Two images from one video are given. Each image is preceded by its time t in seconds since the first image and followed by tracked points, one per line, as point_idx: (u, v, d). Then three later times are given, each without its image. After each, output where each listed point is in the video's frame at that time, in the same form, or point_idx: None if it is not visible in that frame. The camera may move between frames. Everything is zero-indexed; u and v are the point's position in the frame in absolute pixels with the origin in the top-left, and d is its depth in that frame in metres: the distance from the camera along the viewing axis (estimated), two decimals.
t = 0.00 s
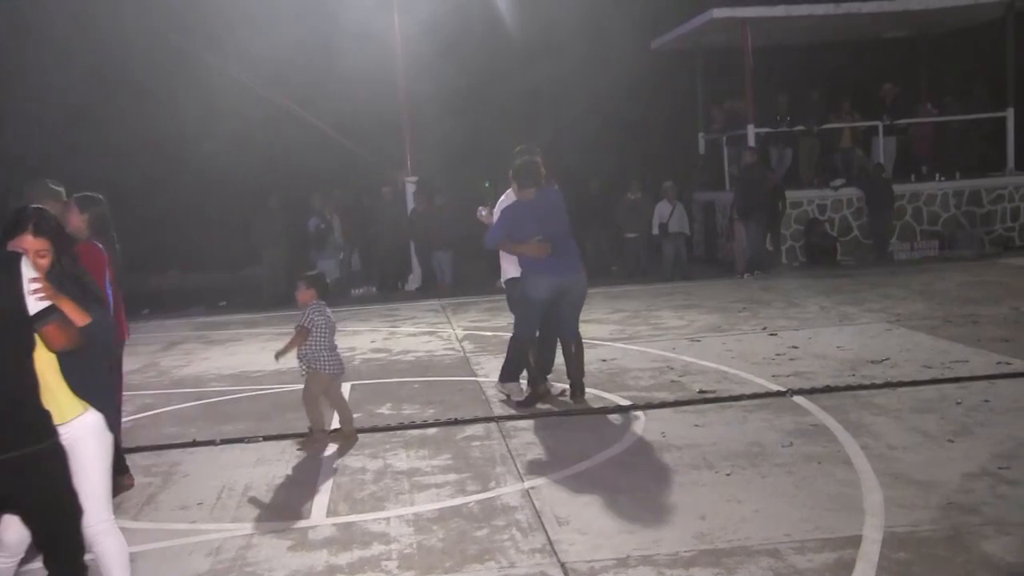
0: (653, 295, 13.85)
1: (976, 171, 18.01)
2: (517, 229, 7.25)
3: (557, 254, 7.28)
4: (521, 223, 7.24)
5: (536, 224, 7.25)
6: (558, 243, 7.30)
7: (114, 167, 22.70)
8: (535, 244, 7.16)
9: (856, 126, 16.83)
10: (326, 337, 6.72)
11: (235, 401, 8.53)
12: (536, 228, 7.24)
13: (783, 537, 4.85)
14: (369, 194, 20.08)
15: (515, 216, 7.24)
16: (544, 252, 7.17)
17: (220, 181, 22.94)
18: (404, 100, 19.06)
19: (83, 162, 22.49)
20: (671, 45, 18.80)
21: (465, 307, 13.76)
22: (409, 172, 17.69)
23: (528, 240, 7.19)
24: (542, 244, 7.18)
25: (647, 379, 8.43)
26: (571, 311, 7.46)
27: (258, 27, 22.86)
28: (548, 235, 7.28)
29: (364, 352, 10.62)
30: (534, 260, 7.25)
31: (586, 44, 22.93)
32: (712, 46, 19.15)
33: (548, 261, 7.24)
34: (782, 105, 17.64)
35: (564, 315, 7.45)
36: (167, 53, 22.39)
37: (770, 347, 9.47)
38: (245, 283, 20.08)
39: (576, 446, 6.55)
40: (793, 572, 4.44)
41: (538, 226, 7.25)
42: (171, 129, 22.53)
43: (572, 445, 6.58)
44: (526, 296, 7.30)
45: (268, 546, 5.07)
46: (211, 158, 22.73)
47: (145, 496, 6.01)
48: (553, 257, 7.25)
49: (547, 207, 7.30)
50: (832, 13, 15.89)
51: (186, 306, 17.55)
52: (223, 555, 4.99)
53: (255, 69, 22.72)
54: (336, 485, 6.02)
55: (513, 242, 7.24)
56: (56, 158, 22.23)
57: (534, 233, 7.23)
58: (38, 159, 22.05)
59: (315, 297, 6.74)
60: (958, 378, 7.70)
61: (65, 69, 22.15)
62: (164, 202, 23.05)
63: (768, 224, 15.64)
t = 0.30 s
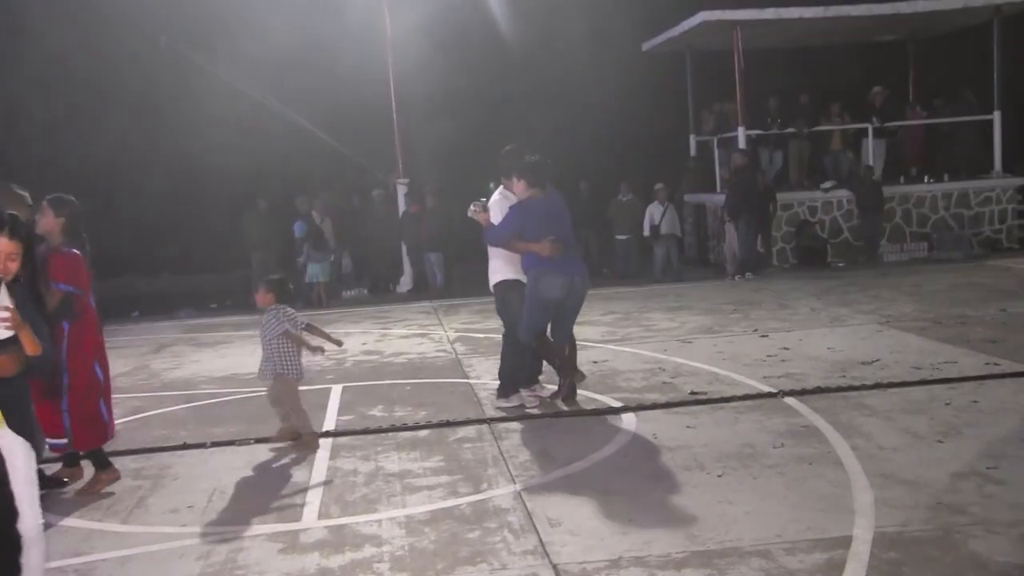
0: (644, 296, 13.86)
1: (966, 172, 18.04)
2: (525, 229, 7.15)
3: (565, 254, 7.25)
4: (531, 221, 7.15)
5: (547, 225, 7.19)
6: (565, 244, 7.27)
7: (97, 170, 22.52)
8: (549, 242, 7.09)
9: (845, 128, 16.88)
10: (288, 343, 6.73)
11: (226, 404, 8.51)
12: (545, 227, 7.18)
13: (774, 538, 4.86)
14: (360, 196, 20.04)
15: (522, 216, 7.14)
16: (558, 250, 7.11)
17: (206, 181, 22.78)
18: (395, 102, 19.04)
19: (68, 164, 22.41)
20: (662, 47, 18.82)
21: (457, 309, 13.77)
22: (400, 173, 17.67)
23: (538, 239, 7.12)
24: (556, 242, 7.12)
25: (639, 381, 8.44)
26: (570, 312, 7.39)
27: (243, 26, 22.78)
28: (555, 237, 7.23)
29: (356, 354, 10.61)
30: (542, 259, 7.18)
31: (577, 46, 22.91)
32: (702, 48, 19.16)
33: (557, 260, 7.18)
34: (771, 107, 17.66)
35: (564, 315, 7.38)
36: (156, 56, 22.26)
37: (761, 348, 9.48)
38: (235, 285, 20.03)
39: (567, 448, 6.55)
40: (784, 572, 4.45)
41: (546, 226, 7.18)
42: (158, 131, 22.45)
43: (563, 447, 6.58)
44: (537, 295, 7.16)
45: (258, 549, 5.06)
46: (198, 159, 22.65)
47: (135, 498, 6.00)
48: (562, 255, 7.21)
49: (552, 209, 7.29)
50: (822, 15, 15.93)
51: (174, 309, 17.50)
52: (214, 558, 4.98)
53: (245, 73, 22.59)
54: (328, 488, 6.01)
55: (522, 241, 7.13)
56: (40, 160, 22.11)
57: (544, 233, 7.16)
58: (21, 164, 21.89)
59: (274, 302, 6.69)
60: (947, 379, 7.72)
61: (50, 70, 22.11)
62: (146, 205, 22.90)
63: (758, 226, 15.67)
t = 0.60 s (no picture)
0: (637, 297, 13.86)
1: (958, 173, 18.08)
2: (522, 225, 7.16)
3: (559, 254, 7.28)
4: (529, 220, 7.18)
5: (542, 224, 7.23)
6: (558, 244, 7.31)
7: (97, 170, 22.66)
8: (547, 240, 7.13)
9: (838, 128, 16.91)
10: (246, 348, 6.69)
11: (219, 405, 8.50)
12: (541, 227, 7.22)
13: (765, 538, 4.87)
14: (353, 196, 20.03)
15: (518, 212, 7.15)
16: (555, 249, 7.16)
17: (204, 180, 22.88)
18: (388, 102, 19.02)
19: (68, 163, 22.48)
20: (654, 48, 18.84)
21: (450, 309, 13.76)
22: (392, 174, 17.66)
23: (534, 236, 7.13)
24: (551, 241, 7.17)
25: (632, 381, 8.45)
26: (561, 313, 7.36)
27: (242, 27, 22.36)
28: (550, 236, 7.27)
29: (348, 354, 10.60)
30: (539, 257, 7.18)
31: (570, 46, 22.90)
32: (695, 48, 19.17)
33: (553, 259, 7.21)
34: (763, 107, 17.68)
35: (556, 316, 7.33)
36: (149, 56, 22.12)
37: (753, 349, 9.49)
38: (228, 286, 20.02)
39: (560, 448, 6.56)
40: (776, 573, 4.46)
41: (542, 224, 7.20)
42: (155, 132, 22.52)
43: (556, 447, 6.59)
44: (535, 294, 7.15)
45: (251, 550, 5.06)
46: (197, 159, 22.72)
47: (127, 499, 5.99)
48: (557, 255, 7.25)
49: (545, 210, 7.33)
50: (814, 16, 15.95)
51: (166, 309, 17.45)
52: (206, 559, 4.98)
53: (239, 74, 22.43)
54: (320, 488, 6.01)
55: (518, 238, 7.13)
56: (39, 160, 22.24)
57: (541, 231, 7.19)
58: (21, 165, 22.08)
59: (242, 309, 6.62)
60: (939, 379, 7.74)
61: (48, 72, 21.96)
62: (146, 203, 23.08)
63: (750, 226, 15.69)
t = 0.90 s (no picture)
0: (630, 297, 13.87)
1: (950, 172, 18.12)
2: (519, 222, 7.19)
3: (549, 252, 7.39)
4: (528, 217, 7.23)
5: (538, 221, 7.30)
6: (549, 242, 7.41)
7: (96, 171, 22.43)
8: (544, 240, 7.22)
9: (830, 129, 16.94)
10: (212, 343, 6.60)
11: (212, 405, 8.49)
12: (538, 224, 7.29)
13: (759, 537, 4.87)
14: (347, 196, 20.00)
15: (517, 209, 7.19)
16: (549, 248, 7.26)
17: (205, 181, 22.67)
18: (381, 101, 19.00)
19: (67, 163, 22.32)
20: (647, 48, 18.85)
21: (443, 309, 13.76)
22: (385, 174, 17.64)
23: (533, 233, 7.22)
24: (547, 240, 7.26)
25: (625, 381, 8.46)
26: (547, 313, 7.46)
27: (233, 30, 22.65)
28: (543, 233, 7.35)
29: (341, 354, 10.59)
30: (535, 255, 7.28)
31: (564, 45, 22.91)
32: (687, 49, 19.20)
33: (547, 258, 7.33)
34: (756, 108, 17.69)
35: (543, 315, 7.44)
36: (144, 57, 22.07)
37: (746, 348, 9.50)
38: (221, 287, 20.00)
39: (554, 448, 6.56)
40: (770, 572, 4.46)
41: (538, 221, 7.29)
42: (155, 133, 22.36)
43: (549, 447, 6.57)
44: (534, 290, 7.26)
45: (245, 551, 5.05)
46: (197, 160, 22.52)
47: (121, 500, 5.97)
48: (550, 254, 7.36)
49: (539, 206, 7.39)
50: (807, 16, 15.97)
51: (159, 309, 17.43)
52: (200, 559, 4.97)
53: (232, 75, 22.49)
54: (314, 488, 6.00)
55: (516, 235, 7.17)
56: (39, 159, 22.09)
57: (537, 229, 7.27)
58: (21, 165, 21.99)
59: (213, 305, 6.57)
60: (931, 378, 7.75)
61: (48, 71, 21.90)
62: (146, 204, 22.75)
63: (744, 226, 15.69)
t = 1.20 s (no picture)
0: (625, 295, 13.88)
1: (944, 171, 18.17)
2: (524, 224, 7.25)
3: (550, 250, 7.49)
4: (533, 218, 7.29)
5: (541, 221, 7.36)
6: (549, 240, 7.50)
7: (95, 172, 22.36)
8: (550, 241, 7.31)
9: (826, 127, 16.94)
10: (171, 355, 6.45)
11: (207, 403, 8.48)
12: (542, 224, 7.36)
13: (754, 535, 4.87)
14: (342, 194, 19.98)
15: (523, 211, 7.25)
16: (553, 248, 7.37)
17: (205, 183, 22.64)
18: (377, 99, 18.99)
19: (67, 163, 22.18)
20: (642, 46, 18.87)
21: (439, 307, 13.74)
22: (380, 172, 17.62)
23: (539, 234, 7.30)
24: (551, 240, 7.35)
25: (621, 379, 8.45)
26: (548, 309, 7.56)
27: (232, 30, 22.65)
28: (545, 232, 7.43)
29: (337, 352, 10.57)
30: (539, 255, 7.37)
31: (560, 44, 22.92)
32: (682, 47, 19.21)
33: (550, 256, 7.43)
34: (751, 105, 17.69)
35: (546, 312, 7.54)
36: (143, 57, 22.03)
37: (741, 346, 9.50)
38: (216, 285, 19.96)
39: (550, 446, 6.55)
40: (765, 569, 4.46)
41: (542, 221, 7.36)
42: (154, 133, 22.28)
43: (545, 445, 6.57)
44: (540, 287, 7.32)
45: (240, 549, 5.04)
46: (196, 160, 22.49)
47: (116, 498, 5.96)
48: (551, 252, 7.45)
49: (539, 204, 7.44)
50: (802, 14, 15.99)
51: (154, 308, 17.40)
52: (194, 557, 4.96)
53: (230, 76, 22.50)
54: (309, 487, 6.00)
55: (523, 238, 7.24)
56: (38, 160, 21.96)
57: (542, 229, 7.35)
58: (21, 166, 21.81)
59: (179, 312, 6.47)
60: (926, 375, 7.77)
61: (48, 71, 21.72)
62: (145, 204, 22.79)
63: (739, 224, 15.70)
